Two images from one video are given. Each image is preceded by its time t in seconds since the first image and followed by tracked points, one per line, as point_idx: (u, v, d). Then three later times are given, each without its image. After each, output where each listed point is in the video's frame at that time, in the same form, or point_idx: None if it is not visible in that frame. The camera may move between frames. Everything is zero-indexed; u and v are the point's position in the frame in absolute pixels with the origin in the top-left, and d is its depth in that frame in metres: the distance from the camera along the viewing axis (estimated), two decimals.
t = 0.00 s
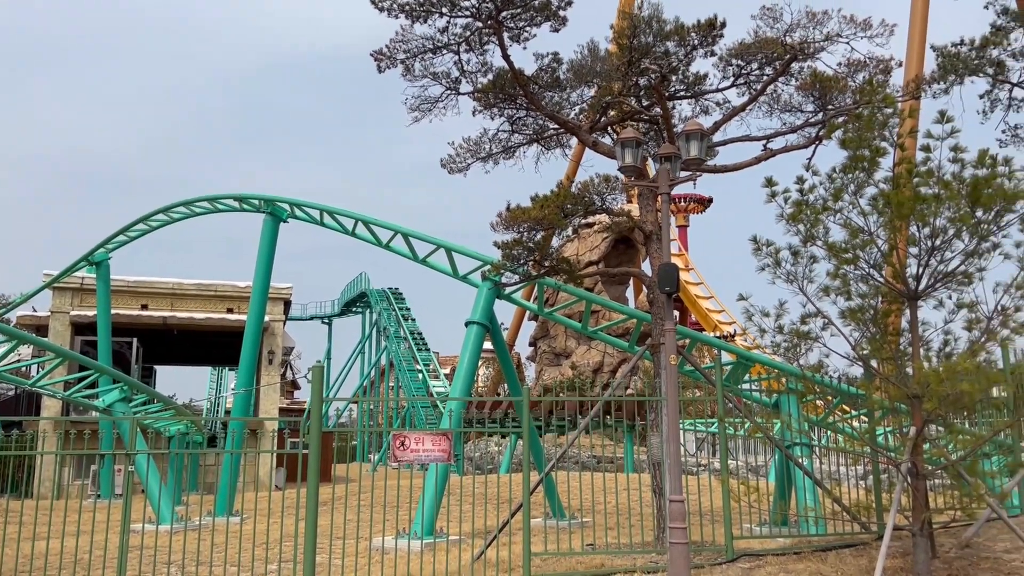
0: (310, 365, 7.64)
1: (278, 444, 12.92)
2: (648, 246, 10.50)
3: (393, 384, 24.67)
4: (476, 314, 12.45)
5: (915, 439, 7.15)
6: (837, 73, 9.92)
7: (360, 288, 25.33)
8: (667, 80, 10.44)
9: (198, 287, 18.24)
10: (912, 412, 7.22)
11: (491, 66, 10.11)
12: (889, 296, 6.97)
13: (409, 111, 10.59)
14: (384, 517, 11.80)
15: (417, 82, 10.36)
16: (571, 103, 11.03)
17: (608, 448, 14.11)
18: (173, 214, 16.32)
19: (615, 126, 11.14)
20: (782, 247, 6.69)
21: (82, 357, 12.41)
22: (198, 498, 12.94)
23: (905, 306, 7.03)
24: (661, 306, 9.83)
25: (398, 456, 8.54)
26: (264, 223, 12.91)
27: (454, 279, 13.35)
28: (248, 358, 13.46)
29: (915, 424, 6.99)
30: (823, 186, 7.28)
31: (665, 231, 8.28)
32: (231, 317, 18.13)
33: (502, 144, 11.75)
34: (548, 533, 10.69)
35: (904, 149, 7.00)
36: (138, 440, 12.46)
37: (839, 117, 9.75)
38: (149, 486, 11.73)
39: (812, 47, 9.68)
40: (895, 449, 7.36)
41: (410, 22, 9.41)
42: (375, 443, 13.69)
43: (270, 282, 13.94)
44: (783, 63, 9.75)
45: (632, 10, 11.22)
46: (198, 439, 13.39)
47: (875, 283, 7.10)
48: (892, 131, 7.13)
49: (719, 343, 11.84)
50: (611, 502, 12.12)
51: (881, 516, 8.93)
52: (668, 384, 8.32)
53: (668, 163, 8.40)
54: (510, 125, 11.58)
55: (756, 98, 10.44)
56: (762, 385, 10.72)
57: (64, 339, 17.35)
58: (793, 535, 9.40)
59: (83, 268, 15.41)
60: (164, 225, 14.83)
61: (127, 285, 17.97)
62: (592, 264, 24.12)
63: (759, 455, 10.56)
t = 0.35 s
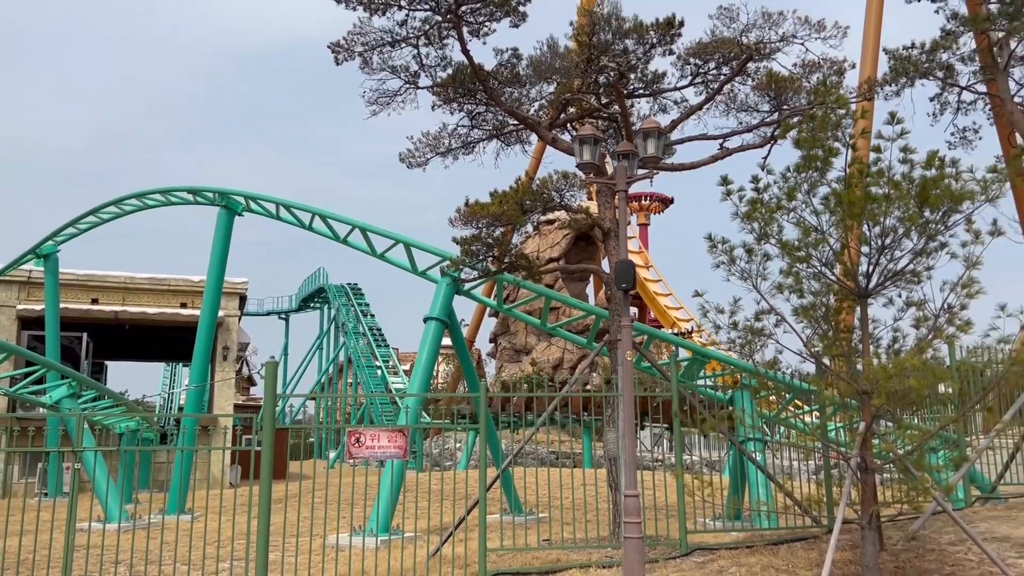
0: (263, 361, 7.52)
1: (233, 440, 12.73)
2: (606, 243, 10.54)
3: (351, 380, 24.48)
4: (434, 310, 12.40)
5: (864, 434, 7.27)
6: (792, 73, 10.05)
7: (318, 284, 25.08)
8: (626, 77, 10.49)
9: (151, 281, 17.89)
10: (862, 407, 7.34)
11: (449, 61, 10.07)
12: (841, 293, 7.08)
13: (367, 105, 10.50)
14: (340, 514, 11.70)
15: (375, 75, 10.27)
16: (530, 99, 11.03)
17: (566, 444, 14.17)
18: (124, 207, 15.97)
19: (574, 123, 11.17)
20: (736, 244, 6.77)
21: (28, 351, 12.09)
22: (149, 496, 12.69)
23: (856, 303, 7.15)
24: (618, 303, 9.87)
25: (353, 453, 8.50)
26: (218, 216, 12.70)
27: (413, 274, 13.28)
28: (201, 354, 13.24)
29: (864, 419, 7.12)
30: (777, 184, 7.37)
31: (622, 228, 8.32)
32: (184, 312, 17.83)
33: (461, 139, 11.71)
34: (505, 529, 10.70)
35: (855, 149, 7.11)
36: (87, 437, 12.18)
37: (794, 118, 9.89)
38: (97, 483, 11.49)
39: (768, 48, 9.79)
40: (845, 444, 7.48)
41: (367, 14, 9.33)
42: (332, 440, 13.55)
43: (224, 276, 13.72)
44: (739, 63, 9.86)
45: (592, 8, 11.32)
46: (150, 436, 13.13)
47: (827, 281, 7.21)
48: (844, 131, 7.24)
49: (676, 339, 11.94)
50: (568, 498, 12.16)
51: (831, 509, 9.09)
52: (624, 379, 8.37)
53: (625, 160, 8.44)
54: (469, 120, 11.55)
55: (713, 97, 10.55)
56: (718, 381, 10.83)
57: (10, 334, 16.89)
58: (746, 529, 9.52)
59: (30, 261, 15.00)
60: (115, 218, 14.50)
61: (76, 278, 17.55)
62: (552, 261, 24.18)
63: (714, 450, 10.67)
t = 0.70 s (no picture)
0: (207, 357, 7.37)
1: (178, 438, 12.46)
2: (558, 239, 10.55)
3: (303, 377, 24.19)
4: (385, 306, 12.29)
5: (808, 429, 7.39)
6: (742, 73, 10.18)
7: (268, 279, 24.70)
8: (578, 74, 10.50)
9: (93, 275, 17.45)
10: (806, 402, 7.46)
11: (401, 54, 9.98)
12: (787, 291, 7.18)
13: (317, 97, 10.34)
14: (289, 512, 11.55)
15: (325, 67, 10.12)
16: (483, 94, 10.98)
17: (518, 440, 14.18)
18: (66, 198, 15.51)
19: (527, 119, 11.15)
20: (685, 242, 6.82)
21: None
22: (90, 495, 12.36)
23: (801, 301, 7.26)
24: (569, 299, 9.89)
25: (300, 451, 8.37)
26: (163, 209, 12.42)
27: (365, 270, 13.14)
28: (146, 350, 12.94)
29: (807, 414, 7.24)
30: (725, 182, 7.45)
31: (572, 225, 8.32)
32: (129, 307, 17.41)
33: (413, 133, 11.62)
34: (455, 526, 10.66)
35: (802, 149, 7.21)
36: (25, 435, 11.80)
37: (743, 117, 10.01)
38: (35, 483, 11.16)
39: (718, 48, 9.90)
40: (789, 438, 7.58)
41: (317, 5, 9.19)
42: (280, 437, 13.36)
43: (170, 270, 13.42)
44: (690, 62, 9.95)
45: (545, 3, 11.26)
46: (92, 434, 12.79)
47: (773, 278, 7.30)
48: (791, 131, 7.34)
49: (628, 335, 12.00)
50: (519, 493, 12.17)
51: (777, 503, 9.23)
52: (574, 374, 8.38)
53: (576, 157, 8.44)
54: (421, 114, 11.46)
55: (664, 96, 10.63)
56: (669, 377, 10.91)
57: None
58: (694, 523, 9.62)
59: None
60: (56, 210, 14.08)
61: (15, 272, 17.02)
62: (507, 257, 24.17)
63: (664, 446, 10.76)
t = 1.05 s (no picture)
0: (181, 356, 7.29)
1: (153, 437, 12.33)
2: (536, 237, 10.53)
3: (280, 375, 24.02)
4: (363, 304, 12.22)
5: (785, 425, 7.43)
6: (719, 71, 10.22)
7: (245, 277, 24.50)
8: (556, 71, 10.50)
9: (66, 273, 17.23)
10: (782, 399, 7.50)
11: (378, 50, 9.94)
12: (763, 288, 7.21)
13: (293, 93, 10.26)
14: (265, 512, 11.45)
15: (301, 63, 10.05)
16: (460, 91, 10.95)
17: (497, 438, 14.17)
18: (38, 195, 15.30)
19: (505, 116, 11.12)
20: (662, 239, 6.83)
21: None
22: (65, 496, 12.19)
23: (777, 298, 7.30)
24: (548, 297, 9.89)
25: (276, 449, 8.30)
26: (137, 206, 12.27)
27: (342, 267, 13.06)
28: (120, 349, 12.79)
29: (783, 411, 7.28)
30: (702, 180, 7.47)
31: (550, 223, 8.31)
32: (103, 305, 17.21)
33: (391, 130, 11.56)
34: (434, 524, 10.63)
35: (777, 147, 7.25)
36: None
37: (720, 115, 10.05)
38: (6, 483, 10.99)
39: (695, 46, 9.93)
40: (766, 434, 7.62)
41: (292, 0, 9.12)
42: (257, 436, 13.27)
43: (145, 268, 13.27)
44: (667, 60, 9.98)
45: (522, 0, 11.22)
46: (65, 434, 12.61)
47: (750, 275, 7.33)
48: (767, 129, 7.37)
49: (606, 333, 12.02)
50: (498, 491, 12.16)
51: (753, 499, 9.29)
52: (552, 372, 8.38)
53: (554, 154, 8.43)
54: (399, 111, 11.40)
55: (642, 93, 10.65)
56: (647, 374, 10.94)
57: None
58: (671, 519, 9.65)
59: None
60: (27, 207, 13.87)
61: None
62: (486, 255, 24.13)
63: (642, 443, 10.77)
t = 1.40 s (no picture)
0: (213, 359, 7.39)
1: (184, 440, 12.49)
2: (561, 238, 10.54)
3: (307, 379, 24.22)
4: (389, 306, 12.29)
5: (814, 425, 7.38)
6: (743, 69, 10.18)
7: (272, 281, 24.73)
8: (579, 73, 10.51)
9: (98, 279, 17.49)
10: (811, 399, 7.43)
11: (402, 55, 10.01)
12: (790, 287, 7.17)
13: (318, 98, 10.37)
14: (295, 513, 11.56)
15: (326, 68, 10.15)
16: (484, 94, 11.00)
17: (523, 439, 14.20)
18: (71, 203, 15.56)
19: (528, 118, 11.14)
20: (688, 239, 6.83)
21: None
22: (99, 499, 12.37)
23: (805, 297, 7.27)
24: (573, 298, 9.90)
25: (305, 451, 8.37)
26: (167, 212, 12.44)
27: (368, 270, 13.14)
28: (151, 354, 12.98)
29: (812, 411, 7.23)
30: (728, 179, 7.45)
31: (575, 224, 8.32)
32: (134, 310, 17.46)
33: (415, 134, 11.63)
34: (462, 526, 10.68)
35: (804, 145, 7.20)
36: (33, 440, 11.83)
37: (744, 114, 10.01)
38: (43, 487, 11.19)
39: (719, 45, 9.90)
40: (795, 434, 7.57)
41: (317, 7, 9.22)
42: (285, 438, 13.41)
43: (175, 273, 13.45)
44: (691, 59, 9.96)
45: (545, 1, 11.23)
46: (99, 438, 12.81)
47: (777, 274, 7.29)
48: (793, 127, 7.32)
49: (632, 334, 11.99)
50: (525, 492, 12.18)
51: (782, 500, 9.23)
52: (578, 373, 8.39)
53: (578, 155, 8.42)
54: (423, 114, 11.47)
55: (666, 93, 10.63)
56: (674, 375, 10.90)
57: None
58: (700, 520, 9.62)
59: None
60: (59, 214, 14.09)
61: (20, 276, 17.07)
62: (510, 257, 24.17)
63: (669, 444, 10.73)
